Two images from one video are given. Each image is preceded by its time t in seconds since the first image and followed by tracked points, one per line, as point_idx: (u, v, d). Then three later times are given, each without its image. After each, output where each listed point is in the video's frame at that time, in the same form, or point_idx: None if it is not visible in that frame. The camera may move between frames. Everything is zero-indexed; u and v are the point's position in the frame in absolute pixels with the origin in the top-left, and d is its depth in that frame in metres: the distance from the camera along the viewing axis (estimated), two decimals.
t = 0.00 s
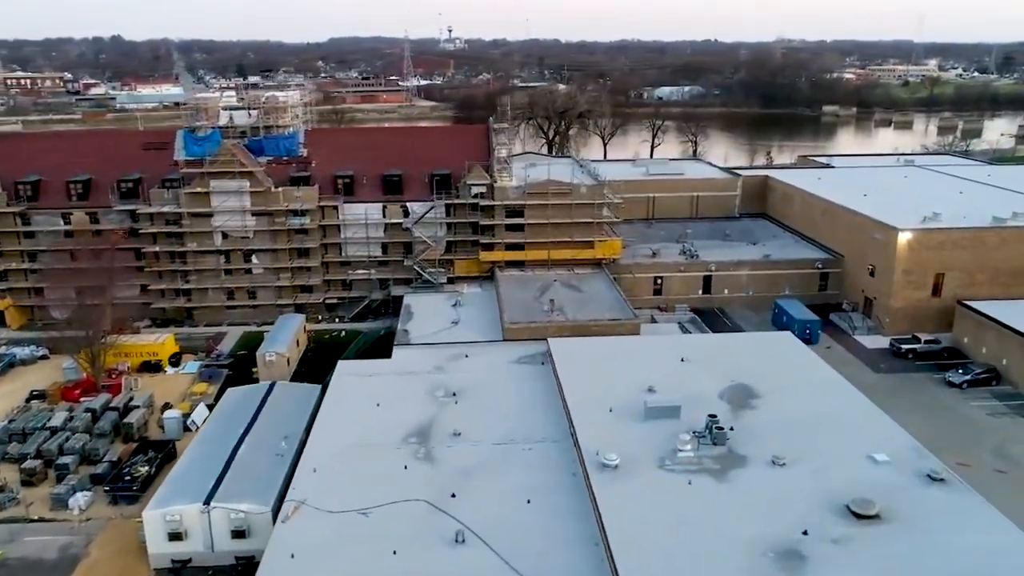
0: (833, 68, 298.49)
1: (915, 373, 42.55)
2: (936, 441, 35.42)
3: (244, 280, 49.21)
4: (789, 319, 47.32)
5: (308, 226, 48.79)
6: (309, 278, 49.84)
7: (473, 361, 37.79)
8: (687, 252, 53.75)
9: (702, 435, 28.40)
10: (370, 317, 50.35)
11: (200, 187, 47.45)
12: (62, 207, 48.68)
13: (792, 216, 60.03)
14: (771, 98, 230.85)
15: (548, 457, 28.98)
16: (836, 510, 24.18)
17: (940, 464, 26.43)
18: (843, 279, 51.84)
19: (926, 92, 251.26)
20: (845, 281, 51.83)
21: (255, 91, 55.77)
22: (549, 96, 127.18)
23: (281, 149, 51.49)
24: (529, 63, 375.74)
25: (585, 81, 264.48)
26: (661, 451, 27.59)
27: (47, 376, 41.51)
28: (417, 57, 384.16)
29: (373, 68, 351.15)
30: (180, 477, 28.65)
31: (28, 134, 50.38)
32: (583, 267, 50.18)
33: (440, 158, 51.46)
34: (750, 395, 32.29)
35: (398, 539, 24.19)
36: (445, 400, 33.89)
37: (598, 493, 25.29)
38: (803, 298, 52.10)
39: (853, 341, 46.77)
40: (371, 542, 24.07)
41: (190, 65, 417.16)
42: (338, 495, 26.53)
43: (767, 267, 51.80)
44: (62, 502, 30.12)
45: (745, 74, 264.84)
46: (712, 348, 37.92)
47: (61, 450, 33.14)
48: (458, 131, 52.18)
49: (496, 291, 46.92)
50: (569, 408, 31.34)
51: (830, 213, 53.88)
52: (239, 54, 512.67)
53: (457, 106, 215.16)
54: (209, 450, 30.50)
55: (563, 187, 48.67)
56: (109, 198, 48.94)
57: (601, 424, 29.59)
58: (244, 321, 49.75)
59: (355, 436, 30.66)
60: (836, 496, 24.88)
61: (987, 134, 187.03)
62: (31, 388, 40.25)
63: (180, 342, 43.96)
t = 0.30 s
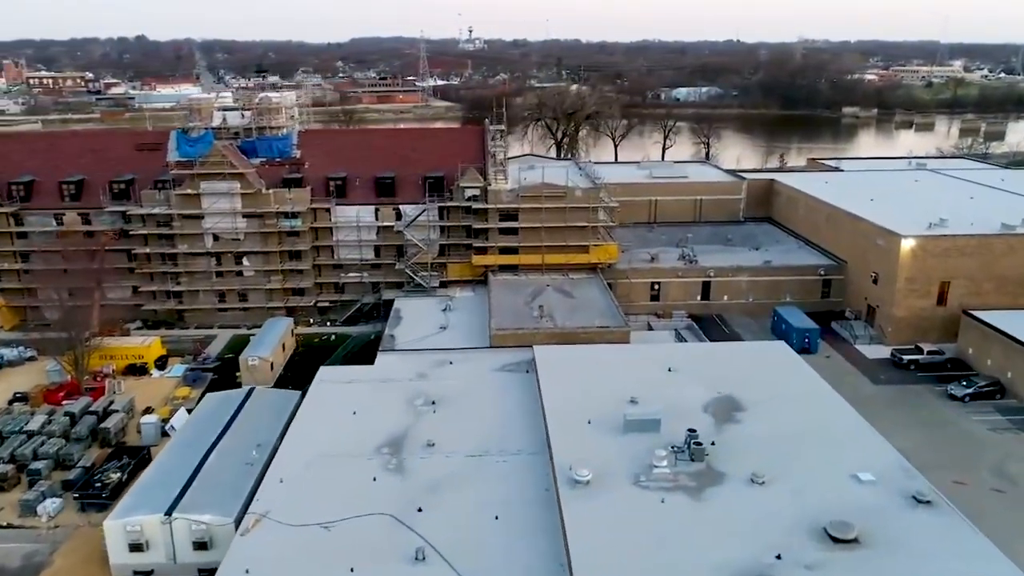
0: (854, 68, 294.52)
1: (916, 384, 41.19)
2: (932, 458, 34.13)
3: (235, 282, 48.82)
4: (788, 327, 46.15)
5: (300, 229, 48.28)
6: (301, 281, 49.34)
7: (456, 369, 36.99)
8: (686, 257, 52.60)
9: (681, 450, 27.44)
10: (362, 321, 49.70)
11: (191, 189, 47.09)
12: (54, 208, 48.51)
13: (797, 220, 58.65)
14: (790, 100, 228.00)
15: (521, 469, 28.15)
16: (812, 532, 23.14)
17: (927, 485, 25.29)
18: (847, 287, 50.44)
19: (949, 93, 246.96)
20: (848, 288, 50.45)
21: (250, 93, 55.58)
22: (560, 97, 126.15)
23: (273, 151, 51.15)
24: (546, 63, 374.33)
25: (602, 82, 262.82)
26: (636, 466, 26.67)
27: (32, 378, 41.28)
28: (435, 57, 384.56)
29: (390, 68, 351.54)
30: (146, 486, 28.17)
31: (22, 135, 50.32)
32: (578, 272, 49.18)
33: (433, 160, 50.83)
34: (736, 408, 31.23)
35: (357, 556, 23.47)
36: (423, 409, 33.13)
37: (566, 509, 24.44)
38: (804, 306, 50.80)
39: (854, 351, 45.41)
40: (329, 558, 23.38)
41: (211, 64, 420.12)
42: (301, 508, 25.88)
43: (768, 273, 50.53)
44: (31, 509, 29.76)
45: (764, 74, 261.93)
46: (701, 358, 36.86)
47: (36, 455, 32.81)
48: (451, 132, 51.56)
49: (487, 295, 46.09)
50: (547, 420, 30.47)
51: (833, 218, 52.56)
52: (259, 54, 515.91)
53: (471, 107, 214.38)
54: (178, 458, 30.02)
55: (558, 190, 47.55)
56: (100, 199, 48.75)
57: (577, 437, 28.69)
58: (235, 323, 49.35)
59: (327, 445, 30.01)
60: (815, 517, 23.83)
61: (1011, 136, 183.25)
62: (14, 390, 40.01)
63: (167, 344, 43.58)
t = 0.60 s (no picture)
0: (881, 70, 289.66)
1: (922, 399, 39.68)
2: (933, 477, 32.73)
3: (230, 284, 48.46)
4: (790, 338, 44.78)
5: (296, 231, 47.81)
6: (296, 284, 48.84)
7: (443, 376, 36.21)
8: (689, 263, 51.38)
9: (661, 467, 26.40)
10: (357, 324, 48.99)
11: (186, 190, 46.80)
12: (51, 208, 48.51)
13: (807, 226, 57.16)
14: (814, 101, 224.51)
15: (496, 484, 27.28)
16: (790, 558, 22.04)
17: (917, 509, 24.04)
18: (855, 295, 48.94)
19: (979, 94, 241.61)
20: (856, 296, 48.96)
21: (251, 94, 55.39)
22: (576, 99, 125.02)
23: (271, 152, 50.83)
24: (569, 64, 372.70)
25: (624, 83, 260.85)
26: (612, 484, 25.69)
27: (22, 379, 41.14)
28: (457, 58, 384.58)
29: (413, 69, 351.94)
30: (116, 493, 27.67)
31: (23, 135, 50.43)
32: (577, 277, 47.97)
33: (431, 163, 50.21)
34: (724, 423, 30.11)
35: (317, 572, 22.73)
36: (404, 418, 32.38)
37: (535, 527, 23.52)
38: (810, 315, 49.39)
39: (859, 363, 43.96)
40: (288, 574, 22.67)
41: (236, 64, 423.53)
42: (267, 520, 25.22)
43: (773, 280, 49.14)
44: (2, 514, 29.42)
45: (788, 75, 258.33)
46: (695, 369, 35.73)
47: (14, 458, 32.52)
48: (450, 134, 50.93)
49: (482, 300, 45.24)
50: (528, 432, 29.56)
51: (842, 223, 51.09)
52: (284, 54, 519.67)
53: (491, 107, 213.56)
54: (151, 463, 29.52)
55: (556, 194, 46.52)
56: (98, 200, 48.68)
57: (556, 451, 27.77)
58: (231, 326, 49.00)
59: (302, 454, 29.36)
60: (795, 542, 22.70)
61: None
62: (3, 391, 39.87)
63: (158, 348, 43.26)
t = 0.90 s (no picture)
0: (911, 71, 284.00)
1: (929, 414, 38.10)
2: (934, 499, 31.26)
3: (227, 286, 48.14)
4: (795, 348, 43.35)
5: (293, 233, 47.37)
6: (293, 287, 48.34)
7: (429, 384, 35.41)
8: (693, 269, 50.12)
9: (640, 485, 25.35)
10: (353, 328, 48.59)
11: (183, 191, 46.49)
12: (52, 208, 48.57)
13: (818, 232, 55.62)
14: (841, 103, 220.62)
15: (470, 499, 26.41)
16: None
17: (906, 537, 22.75)
18: (864, 304, 47.35)
19: (1013, 96, 235.62)
20: (866, 306, 47.37)
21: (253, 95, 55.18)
22: (594, 100, 123.79)
23: (270, 153, 50.67)
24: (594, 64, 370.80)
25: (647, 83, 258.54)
26: (587, 502, 24.70)
27: (15, 380, 41.09)
28: (481, 58, 384.22)
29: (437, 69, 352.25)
30: (86, 501, 27.24)
31: (26, 136, 50.58)
32: (577, 283, 46.62)
33: (430, 165, 49.57)
34: (712, 439, 28.96)
35: None
36: (384, 427, 31.61)
37: (502, 546, 22.62)
38: (817, 324, 47.91)
39: (866, 375, 42.42)
40: None
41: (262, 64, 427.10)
42: (231, 533, 24.60)
43: (779, 288, 47.72)
44: None
45: (815, 76, 254.29)
46: (689, 380, 34.57)
47: None
48: (450, 136, 50.30)
49: (477, 306, 44.36)
50: (507, 445, 28.65)
51: (852, 230, 49.56)
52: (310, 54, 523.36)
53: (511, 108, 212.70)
54: (124, 471, 29.08)
55: (555, 198, 45.40)
56: (97, 201, 48.61)
57: (533, 466, 26.82)
58: (227, 328, 48.65)
59: (276, 464, 28.73)
60: (773, 569, 21.55)
61: None
62: None
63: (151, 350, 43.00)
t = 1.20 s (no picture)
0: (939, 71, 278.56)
1: (933, 430, 36.58)
2: (933, 522, 29.84)
3: (221, 289, 47.72)
4: (796, 359, 42.01)
5: (287, 235, 46.85)
6: (287, 290, 47.80)
7: (412, 393, 34.59)
8: (695, 275, 48.87)
9: (613, 504, 24.32)
10: (347, 332, 47.99)
11: (177, 193, 46.17)
12: (49, 208, 48.48)
13: (827, 238, 54.06)
14: (866, 104, 216.65)
15: (439, 515, 25.53)
16: None
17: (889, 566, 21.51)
18: (871, 314, 45.78)
19: None
20: (873, 315, 45.78)
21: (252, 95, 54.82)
22: (609, 101, 122.34)
23: (267, 154, 50.28)
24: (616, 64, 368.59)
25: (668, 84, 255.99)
26: (557, 522, 23.73)
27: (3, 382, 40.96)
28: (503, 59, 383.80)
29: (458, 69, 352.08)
30: (51, 509, 26.80)
31: (25, 136, 50.57)
32: (575, 289, 45.54)
33: (426, 167, 48.86)
34: (695, 456, 27.83)
35: None
36: (361, 437, 30.84)
37: (462, 567, 21.73)
38: (822, 334, 46.48)
39: (869, 388, 40.93)
40: None
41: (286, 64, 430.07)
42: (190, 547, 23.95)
43: (782, 296, 46.32)
44: None
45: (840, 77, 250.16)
46: (678, 392, 33.41)
47: None
48: (447, 138, 49.55)
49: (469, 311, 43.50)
50: (482, 459, 27.74)
51: (860, 237, 47.99)
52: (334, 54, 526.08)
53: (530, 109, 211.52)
54: (94, 479, 28.63)
55: (551, 201, 44.38)
56: (92, 201, 48.42)
57: (505, 482, 25.89)
58: (221, 331, 48.26)
59: (246, 474, 28.06)
60: None
61: None
62: None
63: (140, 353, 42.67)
